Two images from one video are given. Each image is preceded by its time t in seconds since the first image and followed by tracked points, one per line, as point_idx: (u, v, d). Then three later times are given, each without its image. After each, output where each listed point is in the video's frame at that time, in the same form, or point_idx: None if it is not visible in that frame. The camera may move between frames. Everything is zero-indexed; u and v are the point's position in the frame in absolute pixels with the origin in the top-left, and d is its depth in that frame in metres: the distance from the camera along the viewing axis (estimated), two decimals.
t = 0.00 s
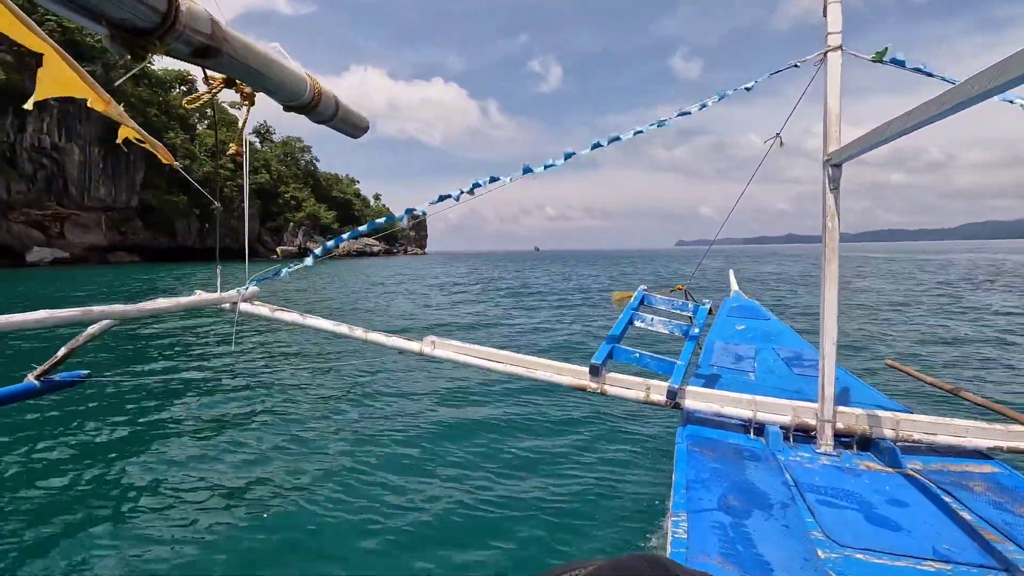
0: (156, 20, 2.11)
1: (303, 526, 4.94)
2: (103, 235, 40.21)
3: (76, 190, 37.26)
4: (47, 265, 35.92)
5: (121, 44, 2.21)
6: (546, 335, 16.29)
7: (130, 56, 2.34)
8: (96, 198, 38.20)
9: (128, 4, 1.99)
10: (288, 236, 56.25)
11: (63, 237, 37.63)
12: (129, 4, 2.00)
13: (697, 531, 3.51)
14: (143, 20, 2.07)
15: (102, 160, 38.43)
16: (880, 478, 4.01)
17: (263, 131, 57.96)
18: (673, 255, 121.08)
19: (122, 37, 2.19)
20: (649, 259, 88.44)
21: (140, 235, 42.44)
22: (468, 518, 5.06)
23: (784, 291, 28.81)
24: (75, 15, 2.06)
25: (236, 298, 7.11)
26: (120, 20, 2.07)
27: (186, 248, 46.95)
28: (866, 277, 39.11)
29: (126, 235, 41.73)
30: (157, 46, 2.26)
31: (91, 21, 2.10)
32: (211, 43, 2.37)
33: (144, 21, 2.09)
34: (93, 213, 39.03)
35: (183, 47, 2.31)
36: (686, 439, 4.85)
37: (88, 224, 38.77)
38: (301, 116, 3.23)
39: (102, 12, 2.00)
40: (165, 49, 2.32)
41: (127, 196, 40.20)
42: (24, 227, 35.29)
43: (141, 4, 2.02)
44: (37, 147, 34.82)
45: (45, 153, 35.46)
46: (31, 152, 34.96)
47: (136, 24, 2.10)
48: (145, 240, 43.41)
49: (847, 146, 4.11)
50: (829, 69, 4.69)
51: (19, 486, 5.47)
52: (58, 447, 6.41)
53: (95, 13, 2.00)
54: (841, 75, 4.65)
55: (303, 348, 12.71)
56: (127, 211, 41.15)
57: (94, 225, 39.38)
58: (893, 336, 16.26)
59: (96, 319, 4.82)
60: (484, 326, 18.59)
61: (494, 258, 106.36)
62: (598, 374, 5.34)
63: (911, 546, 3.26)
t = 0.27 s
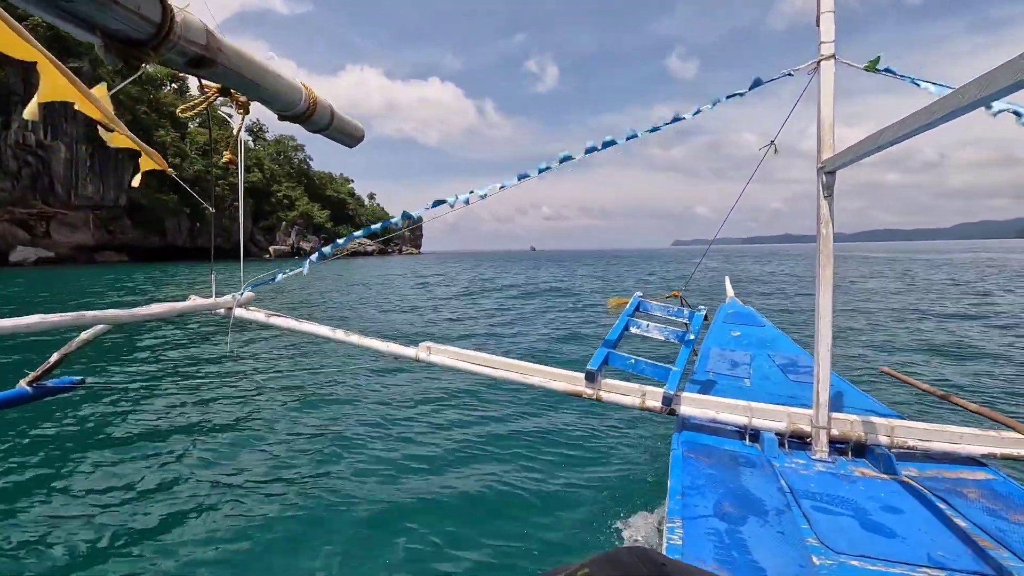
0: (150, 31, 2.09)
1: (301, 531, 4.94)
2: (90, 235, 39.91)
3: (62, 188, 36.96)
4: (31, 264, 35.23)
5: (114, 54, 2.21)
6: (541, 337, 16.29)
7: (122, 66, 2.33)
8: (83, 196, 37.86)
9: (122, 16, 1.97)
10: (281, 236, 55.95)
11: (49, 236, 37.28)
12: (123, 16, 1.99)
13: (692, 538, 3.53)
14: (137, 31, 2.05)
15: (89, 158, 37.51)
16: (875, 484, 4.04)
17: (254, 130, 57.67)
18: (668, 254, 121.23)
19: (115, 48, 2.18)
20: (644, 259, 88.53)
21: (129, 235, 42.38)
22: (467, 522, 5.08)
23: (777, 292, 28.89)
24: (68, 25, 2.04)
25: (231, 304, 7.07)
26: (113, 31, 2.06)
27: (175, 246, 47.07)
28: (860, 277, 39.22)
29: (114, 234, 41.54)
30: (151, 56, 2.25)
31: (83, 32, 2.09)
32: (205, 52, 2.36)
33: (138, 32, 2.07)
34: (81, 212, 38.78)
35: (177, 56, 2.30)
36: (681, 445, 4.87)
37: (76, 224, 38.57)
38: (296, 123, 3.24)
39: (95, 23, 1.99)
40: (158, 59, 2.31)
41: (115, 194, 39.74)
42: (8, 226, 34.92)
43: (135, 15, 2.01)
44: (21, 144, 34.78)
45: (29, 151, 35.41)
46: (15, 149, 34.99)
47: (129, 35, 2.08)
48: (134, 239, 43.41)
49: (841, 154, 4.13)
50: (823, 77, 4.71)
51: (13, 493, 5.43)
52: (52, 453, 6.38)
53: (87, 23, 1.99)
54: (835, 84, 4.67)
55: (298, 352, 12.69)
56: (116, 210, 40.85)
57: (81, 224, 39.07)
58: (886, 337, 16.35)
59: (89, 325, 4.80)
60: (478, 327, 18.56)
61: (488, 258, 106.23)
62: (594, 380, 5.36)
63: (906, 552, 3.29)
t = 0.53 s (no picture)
0: (145, 34, 2.09)
1: (301, 532, 4.94)
2: (81, 235, 39.56)
3: (52, 188, 36.57)
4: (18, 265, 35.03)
5: (108, 58, 2.19)
6: (538, 338, 16.29)
7: (116, 69, 2.31)
8: (73, 196, 37.72)
9: (117, 20, 1.97)
10: (276, 237, 55.44)
11: (37, 237, 36.94)
12: (118, 19, 1.98)
13: (690, 539, 3.54)
14: (131, 34, 2.04)
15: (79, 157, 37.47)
16: (873, 484, 4.05)
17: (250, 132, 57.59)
18: (665, 254, 121.50)
19: (109, 51, 2.17)
20: (640, 259, 88.68)
21: (120, 235, 42.08)
22: (466, 524, 5.09)
23: (773, 292, 28.93)
24: (62, 29, 2.03)
25: (228, 306, 7.05)
26: (107, 35, 2.05)
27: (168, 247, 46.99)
28: (854, 277, 39.39)
29: (104, 234, 41.20)
30: (145, 59, 2.24)
31: (77, 35, 2.08)
32: (200, 55, 2.35)
33: (132, 35, 2.06)
34: (70, 212, 38.43)
35: (172, 59, 2.30)
36: (680, 446, 4.88)
37: (66, 224, 38.15)
38: (293, 126, 3.24)
39: (89, 26, 1.98)
40: (153, 61, 2.30)
41: (105, 194, 39.74)
42: None
43: (130, 19, 2.00)
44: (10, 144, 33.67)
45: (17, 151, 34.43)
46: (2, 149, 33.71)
47: (123, 38, 2.07)
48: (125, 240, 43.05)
49: (837, 155, 4.15)
50: (818, 79, 4.74)
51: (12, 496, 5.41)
52: (50, 457, 6.35)
53: (82, 27, 1.98)
54: (830, 85, 4.70)
55: (295, 354, 12.67)
56: (106, 210, 40.53)
57: (71, 224, 38.71)
58: (881, 337, 16.42)
59: (86, 327, 4.78)
60: (475, 329, 18.54)
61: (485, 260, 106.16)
62: (592, 381, 5.36)
63: (903, 552, 3.30)
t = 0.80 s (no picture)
0: (139, 32, 2.09)
1: (297, 531, 4.94)
2: (71, 238, 39.11)
3: (42, 190, 36.30)
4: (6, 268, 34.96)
5: (102, 55, 2.19)
6: (534, 340, 16.26)
7: (112, 66, 2.31)
8: (63, 198, 37.39)
9: (111, 17, 1.96)
10: (271, 239, 55.11)
11: (26, 239, 36.45)
12: (112, 16, 1.98)
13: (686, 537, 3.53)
14: (126, 32, 2.04)
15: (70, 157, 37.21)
16: (869, 482, 4.05)
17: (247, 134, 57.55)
18: (661, 257, 121.80)
19: (105, 48, 2.18)
20: (637, 262, 88.81)
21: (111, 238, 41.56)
22: (464, 522, 5.09)
23: (769, 295, 28.95)
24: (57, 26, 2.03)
25: (225, 306, 7.04)
26: (102, 33, 2.05)
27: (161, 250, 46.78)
28: (850, 279, 39.50)
29: (95, 237, 40.73)
30: (140, 56, 2.24)
31: (72, 33, 2.08)
32: (195, 53, 2.35)
33: (127, 33, 2.06)
34: (60, 214, 37.86)
35: (167, 57, 2.30)
36: (677, 444, 4.88)
37: (55, 226, 37.64)
38: (288, 125, 3.24)
39: (83, 24, 1.98)
40: (148, 59, 2.30)
41: (96, 196, 39.36)
42: None
43: (125, 16, 2.00)
44: None
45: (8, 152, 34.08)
46: None
47: (119, 36, 2.07)
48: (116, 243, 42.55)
49: (833, 154, 4.16)
50: (815, 78, 4.76)
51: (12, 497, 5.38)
52: (47, 458, 6.30)
53: (77, 24, 1.97)
54: (826, 84, 4.73)
55: (292, 354, 12.63)
56: (97, 212, 40.16)
57: (61, 227, 38.17)
58: (876, 338, 16.47)
59: (83, 327, 4.77)
60: (471, 330, 18.51)
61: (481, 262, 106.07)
62: (589, 380, 5.37)
63: (899, 549, 3.30)
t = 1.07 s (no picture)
0: (137, 29, 2.10)
1: (293, 529, 4.94)
2: (62, 240, 39.19)
3: (31, 192, 35.71)
4: None
5: (101, 53, 2.21)
6: (530, 342, 16.27)
7: (111, 63, 2.33)
8: (53, 199, 36.59)
9: (109, 13, 1.97)
10: (266, 242, 55.17)
11: (17, 241, 36.44)
12: (111, 13, 1.99)
13: (681, 536, 3.54)
14: (124, 28, 2.05)
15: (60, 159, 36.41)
16: (862, 481, 4.07)
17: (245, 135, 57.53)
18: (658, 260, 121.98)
19: (103, 46, 2.19)
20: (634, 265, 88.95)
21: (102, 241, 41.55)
22: (461, 520, 5.09)
23: (765, 298, 29.00)
24: (56, 24, 2.05)
25: (222, 304, 7.04)
26: (101, 29, 2.06)
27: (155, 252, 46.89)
28: (845, 282, 39.62)
29: (86, 240, 40.65)
30: (138, 53, 2.26)
31: (71, 30, 2.09)
32: (193, 50, 2.37)
33: (124, 29, 2.08)
34: (51, 216, 37.80)
35: (165, 54, 2.31)
36: (672, 444, 4.90)
37: (45, 229, 37.61)
38: (286, 123, 3.25)
39: (82, 21, 1.99)
40: (146, 56, 2.31)
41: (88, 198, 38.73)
42: None
43: (122, 12, 2.01)
44: None
45: None
46: None
47: (118, 32, 2.08)
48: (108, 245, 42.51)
49: (829, 155, 4.18)
50: (811, 79, 4.79)
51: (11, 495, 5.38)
52: (46, 456, 6.29)
53: (77, 22, 1.99)
54: (822, 86, 4.76)
55: (289, 353, 12.62)
56: (88, 215, 40.01)
57: (52, 228, 38.24)
58: (871, 341, 16.52)
59: (79, 325, 4.77)
60: (468, 332, 18.52)
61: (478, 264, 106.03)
62: (585, 379, 5.38)
63: (892, 548, 3.31)
